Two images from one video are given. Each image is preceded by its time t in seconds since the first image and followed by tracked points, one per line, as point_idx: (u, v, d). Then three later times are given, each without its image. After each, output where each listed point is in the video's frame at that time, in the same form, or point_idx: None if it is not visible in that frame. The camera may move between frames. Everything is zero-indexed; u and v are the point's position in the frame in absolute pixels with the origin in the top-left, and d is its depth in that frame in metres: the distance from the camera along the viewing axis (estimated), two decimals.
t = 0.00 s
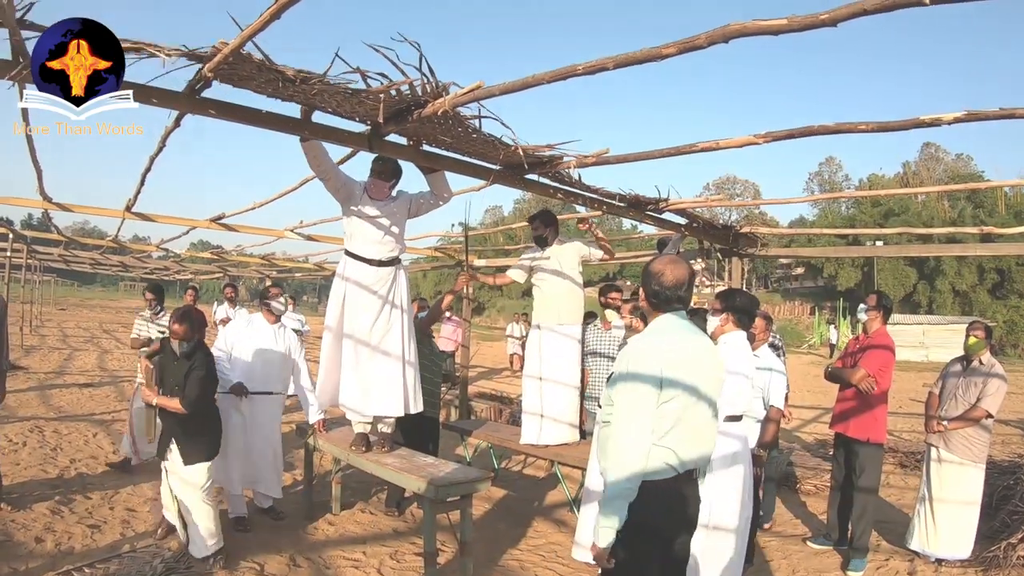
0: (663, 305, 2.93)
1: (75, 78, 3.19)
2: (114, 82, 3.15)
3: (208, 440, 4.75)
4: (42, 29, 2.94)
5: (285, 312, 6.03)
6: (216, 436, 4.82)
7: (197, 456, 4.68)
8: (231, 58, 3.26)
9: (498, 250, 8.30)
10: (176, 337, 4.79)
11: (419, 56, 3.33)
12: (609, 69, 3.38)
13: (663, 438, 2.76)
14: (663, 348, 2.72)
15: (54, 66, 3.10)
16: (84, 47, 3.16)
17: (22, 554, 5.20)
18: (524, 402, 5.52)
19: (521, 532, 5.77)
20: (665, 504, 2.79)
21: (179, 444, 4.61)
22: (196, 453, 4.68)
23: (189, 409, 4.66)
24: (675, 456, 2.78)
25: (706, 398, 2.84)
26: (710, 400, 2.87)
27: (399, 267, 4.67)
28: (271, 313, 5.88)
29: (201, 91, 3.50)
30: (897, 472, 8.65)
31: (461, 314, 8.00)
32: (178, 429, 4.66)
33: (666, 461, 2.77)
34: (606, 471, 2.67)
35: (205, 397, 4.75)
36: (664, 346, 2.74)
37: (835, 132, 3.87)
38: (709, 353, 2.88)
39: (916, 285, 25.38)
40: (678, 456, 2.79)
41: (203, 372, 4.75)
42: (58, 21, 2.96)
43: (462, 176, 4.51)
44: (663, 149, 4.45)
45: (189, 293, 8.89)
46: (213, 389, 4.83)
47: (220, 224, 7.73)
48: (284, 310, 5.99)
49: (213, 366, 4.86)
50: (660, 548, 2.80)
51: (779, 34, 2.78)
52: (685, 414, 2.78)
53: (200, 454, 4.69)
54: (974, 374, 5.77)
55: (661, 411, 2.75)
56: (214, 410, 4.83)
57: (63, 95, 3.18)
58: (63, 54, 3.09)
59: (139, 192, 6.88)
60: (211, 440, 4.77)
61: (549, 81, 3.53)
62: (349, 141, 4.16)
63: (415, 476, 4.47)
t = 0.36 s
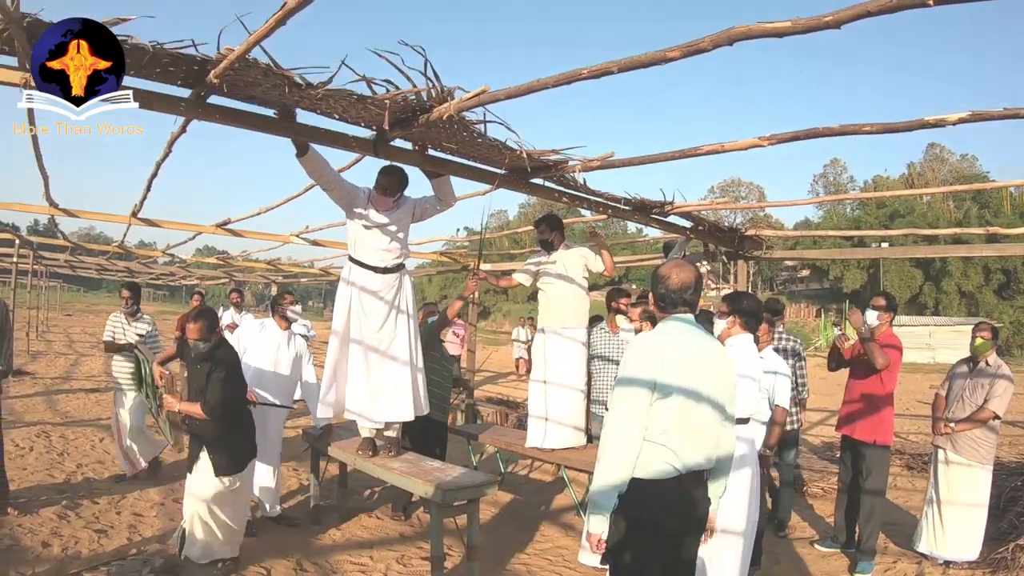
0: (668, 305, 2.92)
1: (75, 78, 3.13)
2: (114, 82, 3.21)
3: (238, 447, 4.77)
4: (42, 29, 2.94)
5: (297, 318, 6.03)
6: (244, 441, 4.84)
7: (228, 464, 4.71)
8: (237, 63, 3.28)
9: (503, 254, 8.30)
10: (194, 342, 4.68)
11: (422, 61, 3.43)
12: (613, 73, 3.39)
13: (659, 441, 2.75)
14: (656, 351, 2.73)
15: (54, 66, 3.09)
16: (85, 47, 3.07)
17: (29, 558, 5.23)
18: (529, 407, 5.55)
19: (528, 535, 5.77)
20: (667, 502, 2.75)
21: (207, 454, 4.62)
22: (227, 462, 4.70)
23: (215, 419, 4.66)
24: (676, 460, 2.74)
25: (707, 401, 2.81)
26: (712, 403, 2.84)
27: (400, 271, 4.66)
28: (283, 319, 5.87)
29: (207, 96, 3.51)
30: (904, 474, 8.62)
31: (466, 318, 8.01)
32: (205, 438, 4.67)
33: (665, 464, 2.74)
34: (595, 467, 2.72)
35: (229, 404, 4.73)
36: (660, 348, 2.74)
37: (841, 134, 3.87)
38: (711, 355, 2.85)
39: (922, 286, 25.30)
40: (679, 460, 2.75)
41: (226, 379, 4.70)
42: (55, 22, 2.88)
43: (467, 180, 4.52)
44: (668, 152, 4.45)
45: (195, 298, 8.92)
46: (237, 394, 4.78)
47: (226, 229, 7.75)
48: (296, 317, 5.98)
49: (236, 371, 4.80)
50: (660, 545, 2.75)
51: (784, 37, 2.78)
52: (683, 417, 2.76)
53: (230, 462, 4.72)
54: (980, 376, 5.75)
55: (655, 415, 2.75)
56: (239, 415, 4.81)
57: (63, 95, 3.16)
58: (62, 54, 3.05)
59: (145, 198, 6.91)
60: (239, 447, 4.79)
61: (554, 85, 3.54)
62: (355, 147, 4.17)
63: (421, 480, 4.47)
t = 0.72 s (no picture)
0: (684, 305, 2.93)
1: (75, 78, 3.18)
2: (115, 82, 3.21)
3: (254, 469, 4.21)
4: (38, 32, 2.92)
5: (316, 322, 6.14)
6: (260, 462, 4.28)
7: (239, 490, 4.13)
8: (248, 69, 3.30)
9: (514, 256, 8.31)
10: (201, 353, 4.05)
11: (434, 63, 3.23)
12: (623, 75, 3.39)
13: (673, 443, 2.75)
14: (668, 353, 2.74)
15: (54, 66, 3.12)
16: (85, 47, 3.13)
17: (43, 561, 5.27)
18: (539, 409, 5.55)
19: (540, 538, 5.77)
20: (681, 502, 2.74)
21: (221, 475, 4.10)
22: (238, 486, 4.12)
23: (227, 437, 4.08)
24: (690, 462, 2.73)
25: (722, 403, 2.79)
26: (728, 405, 2.82)
27: (410, 275, 4.68)
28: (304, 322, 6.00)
29: (218, 101, 3.54)
30: (918, 475, 8.56)
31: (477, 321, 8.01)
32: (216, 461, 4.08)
33: (680, 465, 2.73)
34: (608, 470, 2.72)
35: (242, 421, 4.13)
36: (671, 351, 2.76)
37: (853, 134, 3.85)
38: (726, 357, 2.84)
39: (933, 286, 25.13)
40: (695, 463, 2.74)
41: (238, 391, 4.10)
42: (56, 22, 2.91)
43: (477, 183, 4.53)
44: (678, 154, 4.45)
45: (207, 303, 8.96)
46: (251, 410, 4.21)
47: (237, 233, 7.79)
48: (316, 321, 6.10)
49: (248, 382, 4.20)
50: (673, 543, 2.75)
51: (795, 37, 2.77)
52: (697, 419, 2.75)
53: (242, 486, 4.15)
54: (993, 376, 5.71)
55: (668, 417, 2.76)
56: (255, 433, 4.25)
57: (63, 95, 3.18)
58: (62, 54, 3.09)
59: (157, 203, 6.95)
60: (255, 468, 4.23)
61: (564, 88, 3.54)
62: (366, 151, 4.19)
63: (433, 482, 4.48)
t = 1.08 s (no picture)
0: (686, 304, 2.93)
1: (75, 78, 3.16)
2: (115, 82, 3.19)
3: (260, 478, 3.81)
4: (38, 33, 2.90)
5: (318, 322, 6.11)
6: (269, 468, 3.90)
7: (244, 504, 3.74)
8: (246, 68, 3.29)
9: (513, 256, 8.30)
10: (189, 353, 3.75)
11: (433, 62, 3.16)
12: (622, 74, 3.39)
13: (677, 442, 2.73)
14: (669, 352, 2.73)
15: (54, 66, 3.10)
16: (84, 48, 3.13)
17: (42, 560, 5.27)
18: (538, 408, 5.56)
19: (539, 538, 5.77)
20: (683, 503, 2.73)
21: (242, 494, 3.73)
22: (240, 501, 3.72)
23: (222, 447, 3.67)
24: (692, 462, 2.72)
25: (724, 402, 2.78)
26: (730, 403, 2.81)
27: (406, 274, 4.67)
28: (306, 322, 5.95)
29: (216, 100, 3.53)
30: (918, 476, 8.56)
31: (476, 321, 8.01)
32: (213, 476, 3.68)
33: (681, 465, 2.72)
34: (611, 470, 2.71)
35: (236, 427, 3.72)
36: (674, 349, 2.74)
37: (852, 133, 3.85)
38: (728, 356, 2.83)
39: (934, 287, 25.12)
40: (698, 462, 2.73)
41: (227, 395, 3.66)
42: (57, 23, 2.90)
43: (477, 182, 4.53)
44: (677, 153, 4.44)
45: (207, 302, 8.98)
46: (247, 412, 3.80)
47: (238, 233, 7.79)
48: (318, 320, 6.08)
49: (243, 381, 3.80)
50: (675, 546, 2.74)
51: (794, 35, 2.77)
52: (698, 418, 2.74)
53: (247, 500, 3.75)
54: (994, 376, 5.71)
55: (670, 416, 2.75)
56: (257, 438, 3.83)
57: (64, 96, 3.18)
58: (63, 54, 3.09)
59: (157, 202, 6.96)
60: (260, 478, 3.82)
61: (563, 87, 3.54)
62: (365, 150, 4.19)
63: (432, 482, 4.47)
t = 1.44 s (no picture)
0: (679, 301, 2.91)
1: (75, 78, 3.15)
2: (115, 82, 3.22)
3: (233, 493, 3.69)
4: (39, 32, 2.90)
5: (306, 318, 5.99)
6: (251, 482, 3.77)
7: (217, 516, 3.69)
8: (236, 64, 3.26)
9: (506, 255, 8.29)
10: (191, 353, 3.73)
11: (422, 59, 3.23)
12: (613, 71, 3.38)
13: (670, 440, 2.71)
14: (658, 348, 2.70)
15: (53, 66, 3.06)
16: (85, 47, 3.09)
17: (32, 559, 5.23)
18: (531, 407, 5.56)
19: (531, 537, 5.76)
20: (679, 504, 2.71)
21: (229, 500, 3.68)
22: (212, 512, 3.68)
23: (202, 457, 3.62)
24: (687, 459, 2.70)
25: (717, 394, 2.76)
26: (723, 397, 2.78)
27: (395, 269, 4.66)
28: (293, 320, 5.86)
29: (207, 97, 3.51)
30: (909, 474, 8.59)
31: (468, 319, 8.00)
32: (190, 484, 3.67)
33: (675, 463, 2.70)
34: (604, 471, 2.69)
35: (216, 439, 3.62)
36: (663, 346, 2.72)
37: (843, 131, 3.85)
38: (717, 349, 2.82)
39: (926, 286, 25.23)
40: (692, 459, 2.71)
41: (207, 407, 3.56)
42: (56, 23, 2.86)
43: (468, 181, 4.51)
44: (669, 151, 4.44)
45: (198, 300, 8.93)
46: (234, 424, 3.65)
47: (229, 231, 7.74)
48: (305, 316, 5.94)
49: (236, 388, 3.68)
50: (672, 547, 2.72)
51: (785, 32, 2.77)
52: (691, 414, 2.72)
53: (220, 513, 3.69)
54: (985, 375, 5.73)
55: (662, 413, 2.73)
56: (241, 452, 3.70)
57: (64, 96, 3.15)
58: (63, 54, 3.05)
59: (147, 200, 6.91)
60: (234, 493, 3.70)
61: (555, 84, 3.53)
62: (356, 148, 4.17)
63: (423, 481, 4.46)
